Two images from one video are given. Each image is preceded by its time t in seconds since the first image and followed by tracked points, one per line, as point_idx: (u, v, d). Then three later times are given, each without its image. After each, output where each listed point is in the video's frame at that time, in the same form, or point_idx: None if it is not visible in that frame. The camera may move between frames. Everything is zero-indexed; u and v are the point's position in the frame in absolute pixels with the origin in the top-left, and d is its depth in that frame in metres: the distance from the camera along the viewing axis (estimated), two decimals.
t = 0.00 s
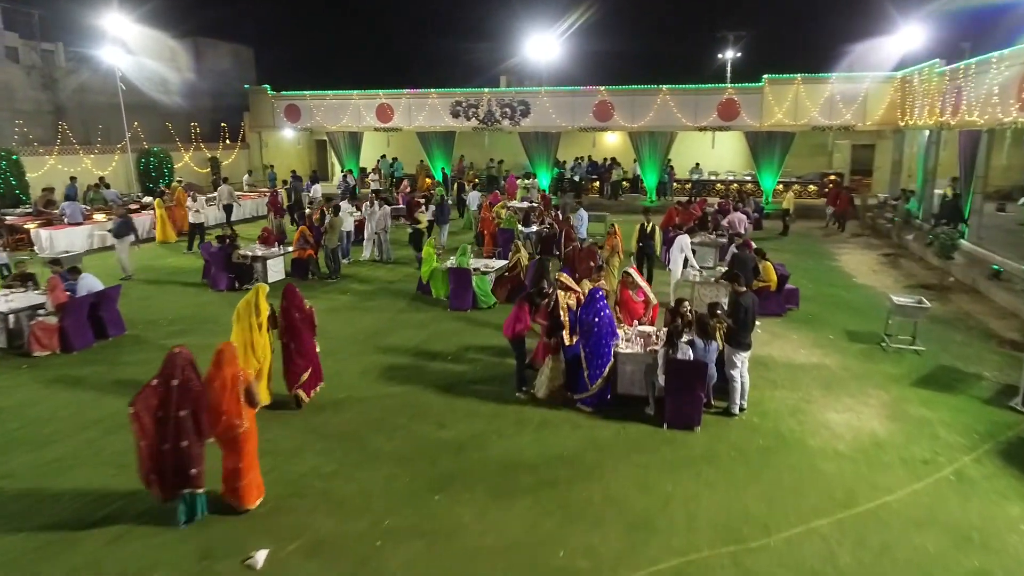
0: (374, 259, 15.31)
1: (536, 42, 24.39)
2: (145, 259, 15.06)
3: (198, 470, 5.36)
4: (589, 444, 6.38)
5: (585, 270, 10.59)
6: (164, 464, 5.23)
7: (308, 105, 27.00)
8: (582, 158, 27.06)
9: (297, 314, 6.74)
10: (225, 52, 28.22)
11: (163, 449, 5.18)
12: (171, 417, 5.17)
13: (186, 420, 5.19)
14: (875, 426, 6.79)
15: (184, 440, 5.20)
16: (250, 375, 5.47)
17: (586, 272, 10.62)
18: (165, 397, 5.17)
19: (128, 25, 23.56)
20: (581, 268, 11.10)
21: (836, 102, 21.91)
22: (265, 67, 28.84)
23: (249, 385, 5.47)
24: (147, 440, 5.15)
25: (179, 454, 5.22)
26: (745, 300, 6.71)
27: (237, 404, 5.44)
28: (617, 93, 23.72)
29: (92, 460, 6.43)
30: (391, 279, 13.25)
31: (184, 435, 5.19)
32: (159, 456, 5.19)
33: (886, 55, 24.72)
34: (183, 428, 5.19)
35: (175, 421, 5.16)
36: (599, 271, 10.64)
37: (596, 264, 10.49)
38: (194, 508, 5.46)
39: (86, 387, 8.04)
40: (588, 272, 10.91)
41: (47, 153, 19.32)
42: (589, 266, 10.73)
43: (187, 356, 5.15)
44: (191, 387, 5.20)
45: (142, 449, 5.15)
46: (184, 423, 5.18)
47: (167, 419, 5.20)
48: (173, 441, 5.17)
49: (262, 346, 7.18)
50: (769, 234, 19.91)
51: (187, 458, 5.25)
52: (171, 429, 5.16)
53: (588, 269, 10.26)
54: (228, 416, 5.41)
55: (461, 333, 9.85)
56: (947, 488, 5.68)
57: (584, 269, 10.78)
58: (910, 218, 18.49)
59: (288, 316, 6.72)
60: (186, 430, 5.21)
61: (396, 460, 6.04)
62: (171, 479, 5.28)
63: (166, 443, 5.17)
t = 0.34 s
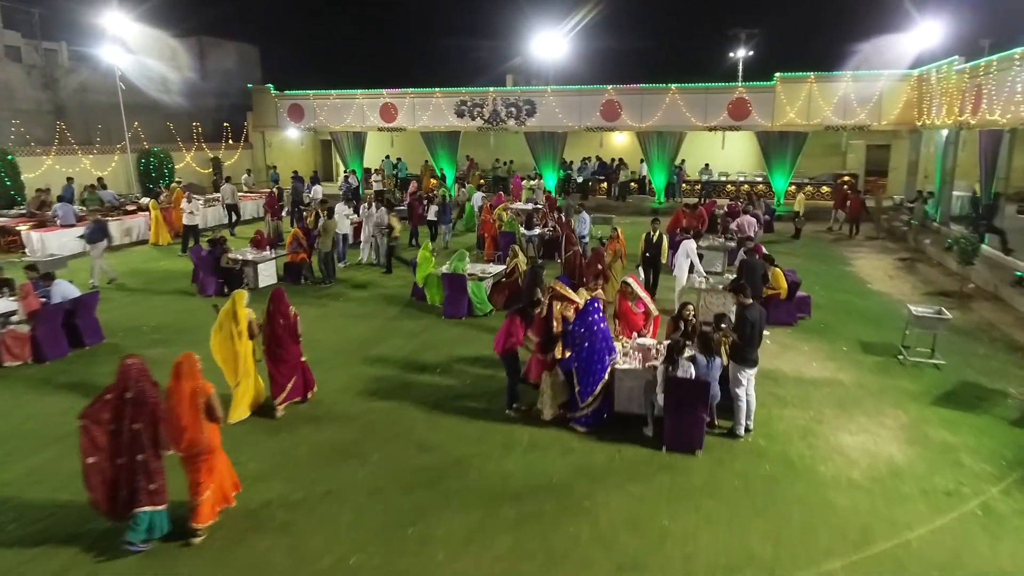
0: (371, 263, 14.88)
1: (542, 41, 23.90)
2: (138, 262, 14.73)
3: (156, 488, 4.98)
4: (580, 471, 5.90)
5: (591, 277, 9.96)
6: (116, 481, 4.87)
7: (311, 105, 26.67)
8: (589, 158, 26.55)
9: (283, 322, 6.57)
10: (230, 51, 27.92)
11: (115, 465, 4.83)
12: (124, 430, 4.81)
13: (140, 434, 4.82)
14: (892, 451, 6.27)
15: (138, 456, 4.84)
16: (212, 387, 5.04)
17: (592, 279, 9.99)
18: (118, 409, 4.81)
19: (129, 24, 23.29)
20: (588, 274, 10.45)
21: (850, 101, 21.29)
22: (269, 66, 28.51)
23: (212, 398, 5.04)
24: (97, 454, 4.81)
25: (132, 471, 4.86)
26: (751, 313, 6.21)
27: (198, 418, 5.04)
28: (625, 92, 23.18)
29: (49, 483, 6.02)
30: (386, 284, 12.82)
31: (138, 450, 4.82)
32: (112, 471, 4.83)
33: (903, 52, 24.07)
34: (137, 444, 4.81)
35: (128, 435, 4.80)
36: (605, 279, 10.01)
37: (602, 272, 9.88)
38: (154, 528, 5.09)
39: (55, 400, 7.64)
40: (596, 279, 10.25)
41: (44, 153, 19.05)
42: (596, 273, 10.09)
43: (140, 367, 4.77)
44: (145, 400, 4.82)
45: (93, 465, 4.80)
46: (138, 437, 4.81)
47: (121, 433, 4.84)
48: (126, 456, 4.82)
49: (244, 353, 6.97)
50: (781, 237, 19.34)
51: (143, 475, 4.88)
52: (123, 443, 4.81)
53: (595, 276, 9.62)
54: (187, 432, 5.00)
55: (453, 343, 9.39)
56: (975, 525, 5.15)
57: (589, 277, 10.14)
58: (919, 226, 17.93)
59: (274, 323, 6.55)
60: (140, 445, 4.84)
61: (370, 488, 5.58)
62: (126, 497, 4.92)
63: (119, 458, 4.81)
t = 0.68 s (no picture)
0: (366, 267, 14.51)
1: (545, 39, 23.48)
2: (128, 266, 14.39)
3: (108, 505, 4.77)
4: (570, 497, 5.49)
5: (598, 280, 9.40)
6: (65, 501, 4.61)
7: (311, 105, 26.36)
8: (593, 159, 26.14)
9: (269, 323, 6.63)
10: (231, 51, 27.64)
11: (64, 483, 4.58)
12: (74, 447, 4.57)
13: (92, 449, 4.61)
14: (906, 476, 5.85)
15: (89, 472, 4.63)
16: (175, 399, 4.77)
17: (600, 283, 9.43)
18: (68, 424, 4.57)
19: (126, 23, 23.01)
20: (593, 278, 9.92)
21: (860, 100, 20.79)
22: (270, 66, 28.20)
23: (175, 410, 4.78)
24: (45, 472, 4.54)
25: (84, 488, 4.63)
26: (754, 327, 5.81)
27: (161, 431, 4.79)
28: (629, 92, 22.74)
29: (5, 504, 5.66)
30: (379, 289, 12.44)
31: (90, 466, 4.61)
32: (60, 490, 4.59)
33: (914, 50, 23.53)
34: (88, 460, 4.60)
35: (78, 451, 4.58)
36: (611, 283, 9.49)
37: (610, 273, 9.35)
38: (108, 545, 4.87)
39: (23, 413, 7.30)
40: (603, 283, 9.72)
41: (39, 154, 18.77)
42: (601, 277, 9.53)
43: (95, 379, 4.56)
44: (98, 414, 4.60)
45: (40, 482, 4.54)
46: (88, 453, 4.59)
47: (70, 450, 4.58)
48: (76, 472, 4.60)
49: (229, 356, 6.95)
50: (788, 240, 18.90)
51: (95, 492, 4.68)
52: (73, 461, 4.57)
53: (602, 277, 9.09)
54: (150, 446, 4.77)
55: (444, 352, 8.99)
56: (998, 560, 4.73)
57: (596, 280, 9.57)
58: (925, 230, 17.50)
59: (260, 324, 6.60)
60: (92, 461, 4.62)
61: (343, 516, 5.20)
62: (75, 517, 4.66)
63: (69, 475, 4.57)
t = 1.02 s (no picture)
0: (358, 272, 14.08)
1: (546, 39, 23.02)
2: (113, 271, 13.99)
3: (52, 537, 4.38)
4: (555, 534, 5.06)
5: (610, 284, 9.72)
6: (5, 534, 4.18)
7: (309, 105, 25.99)
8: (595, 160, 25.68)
9: (245, 331, 6.52)
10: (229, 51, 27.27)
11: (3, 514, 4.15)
12: (18, 474, 4.17)
13: (38, 477, 4.22)
14: (922, 510, 5.38)
15: (35, 500, 4.24)
16: (150, 413, 4.72)
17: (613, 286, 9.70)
18: (10, 450, 4.17)
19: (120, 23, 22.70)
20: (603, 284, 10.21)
21: (868, 100, 20.27)
22: (268, 66, 27.81)
23: (151, 426, 4.72)
24: None
25: (28, 518, 4.23)
26: (757, 348, 5.36)
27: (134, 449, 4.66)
28: (632, 92, 22.26)
29: None
30: (369, 296, 12.02)
31: (38, 493, 4.24)
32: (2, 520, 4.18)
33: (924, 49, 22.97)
34: (35, 487, 4.22)
35: (24, 479, 4.18)
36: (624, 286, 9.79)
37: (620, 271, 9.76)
38: None
39: None
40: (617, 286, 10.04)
41: (29, 156, 18.42)
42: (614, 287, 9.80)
43: (48, 399, 4.23)
44: (46, 437, 4.24)
45: None
46: (35, 481, 4.21)
47: (12, 478, 4.18)
48: (20, 502, 4.19)
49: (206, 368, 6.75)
50: (794, 243, 18.42)
51: (40, 522, 4.29)
52: (17, 489, 4.17)
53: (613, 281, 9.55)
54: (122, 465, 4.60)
55: (432, 366, 8.56)
56: None
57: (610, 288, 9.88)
58: (936, 234, 16.98)
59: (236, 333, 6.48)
60: (38, 489, 4.24)
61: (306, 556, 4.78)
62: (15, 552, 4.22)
63: (11, 505, 4.17)
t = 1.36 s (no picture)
0: (350, 276, 13.69)
1: (546, 38, 22.61)
2: (99, 276, 13.64)
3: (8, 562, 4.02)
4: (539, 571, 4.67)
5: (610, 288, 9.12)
6: None
7: (306, 105, 25.63)
8: (596, 161, 25.28)
9: (219, 340, 6.33)
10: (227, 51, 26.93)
11: None
12: None
13: None
14: (937, 544, 4.98)
15: None
16: (119, 427, 4.66)
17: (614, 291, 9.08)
18: None
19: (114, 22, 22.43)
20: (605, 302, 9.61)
21: (875, 100, 19.82)
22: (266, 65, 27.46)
23: (121, 441, 4.65)
24: None
25: None
26: (759, 368, 4.98)
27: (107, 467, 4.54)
28: (633, 92, 21.86)
29: None
30: (359, 303, 11.63)
31: None
32: None
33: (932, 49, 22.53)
34: None
35: None
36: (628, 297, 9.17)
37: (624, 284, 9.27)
38: None
39: None
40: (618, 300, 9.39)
41: (19, 157, 18.10)
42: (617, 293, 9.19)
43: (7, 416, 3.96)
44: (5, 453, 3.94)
45: None
46: None
47: None
48: None
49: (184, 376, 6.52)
50: (799, 247, 18.00)
51: None
52: None
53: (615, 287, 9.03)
54: (96, 482, 4.45)
55: (419, 378, 8.17)
56: None
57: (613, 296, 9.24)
58: (945, 238, 16.54)
59: (210, 341, 6.30)
60: None
61: None
62: None
63: None
